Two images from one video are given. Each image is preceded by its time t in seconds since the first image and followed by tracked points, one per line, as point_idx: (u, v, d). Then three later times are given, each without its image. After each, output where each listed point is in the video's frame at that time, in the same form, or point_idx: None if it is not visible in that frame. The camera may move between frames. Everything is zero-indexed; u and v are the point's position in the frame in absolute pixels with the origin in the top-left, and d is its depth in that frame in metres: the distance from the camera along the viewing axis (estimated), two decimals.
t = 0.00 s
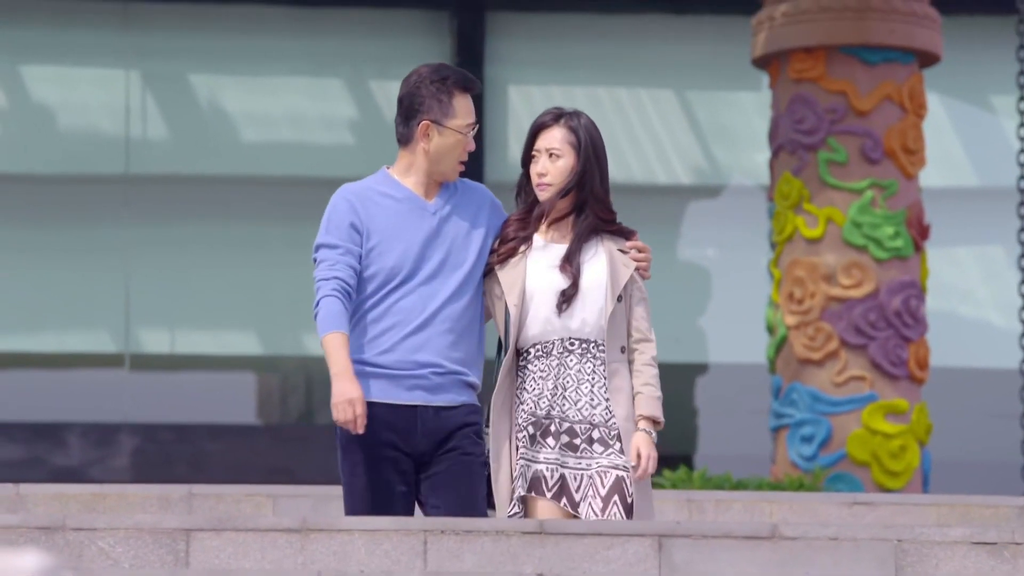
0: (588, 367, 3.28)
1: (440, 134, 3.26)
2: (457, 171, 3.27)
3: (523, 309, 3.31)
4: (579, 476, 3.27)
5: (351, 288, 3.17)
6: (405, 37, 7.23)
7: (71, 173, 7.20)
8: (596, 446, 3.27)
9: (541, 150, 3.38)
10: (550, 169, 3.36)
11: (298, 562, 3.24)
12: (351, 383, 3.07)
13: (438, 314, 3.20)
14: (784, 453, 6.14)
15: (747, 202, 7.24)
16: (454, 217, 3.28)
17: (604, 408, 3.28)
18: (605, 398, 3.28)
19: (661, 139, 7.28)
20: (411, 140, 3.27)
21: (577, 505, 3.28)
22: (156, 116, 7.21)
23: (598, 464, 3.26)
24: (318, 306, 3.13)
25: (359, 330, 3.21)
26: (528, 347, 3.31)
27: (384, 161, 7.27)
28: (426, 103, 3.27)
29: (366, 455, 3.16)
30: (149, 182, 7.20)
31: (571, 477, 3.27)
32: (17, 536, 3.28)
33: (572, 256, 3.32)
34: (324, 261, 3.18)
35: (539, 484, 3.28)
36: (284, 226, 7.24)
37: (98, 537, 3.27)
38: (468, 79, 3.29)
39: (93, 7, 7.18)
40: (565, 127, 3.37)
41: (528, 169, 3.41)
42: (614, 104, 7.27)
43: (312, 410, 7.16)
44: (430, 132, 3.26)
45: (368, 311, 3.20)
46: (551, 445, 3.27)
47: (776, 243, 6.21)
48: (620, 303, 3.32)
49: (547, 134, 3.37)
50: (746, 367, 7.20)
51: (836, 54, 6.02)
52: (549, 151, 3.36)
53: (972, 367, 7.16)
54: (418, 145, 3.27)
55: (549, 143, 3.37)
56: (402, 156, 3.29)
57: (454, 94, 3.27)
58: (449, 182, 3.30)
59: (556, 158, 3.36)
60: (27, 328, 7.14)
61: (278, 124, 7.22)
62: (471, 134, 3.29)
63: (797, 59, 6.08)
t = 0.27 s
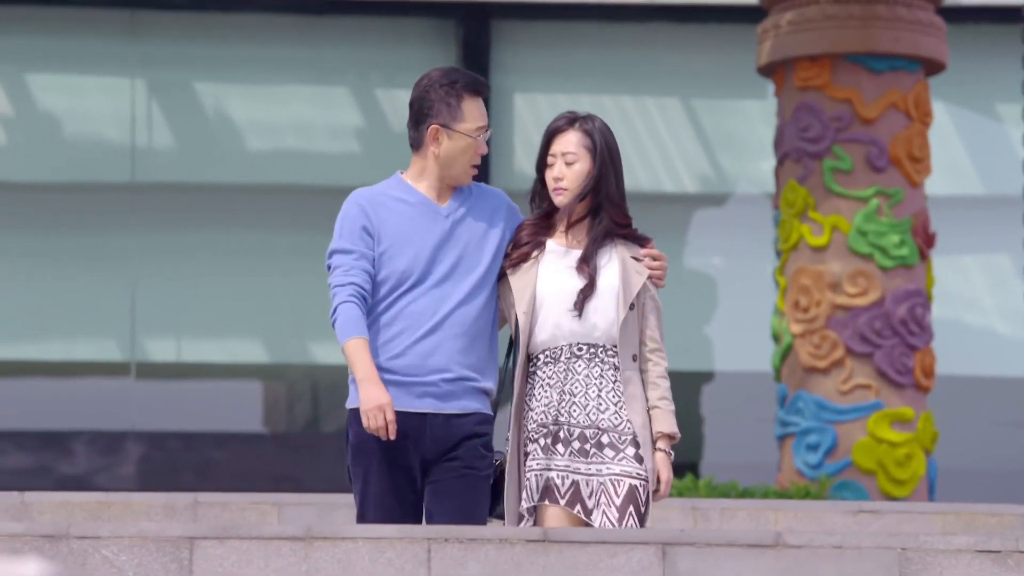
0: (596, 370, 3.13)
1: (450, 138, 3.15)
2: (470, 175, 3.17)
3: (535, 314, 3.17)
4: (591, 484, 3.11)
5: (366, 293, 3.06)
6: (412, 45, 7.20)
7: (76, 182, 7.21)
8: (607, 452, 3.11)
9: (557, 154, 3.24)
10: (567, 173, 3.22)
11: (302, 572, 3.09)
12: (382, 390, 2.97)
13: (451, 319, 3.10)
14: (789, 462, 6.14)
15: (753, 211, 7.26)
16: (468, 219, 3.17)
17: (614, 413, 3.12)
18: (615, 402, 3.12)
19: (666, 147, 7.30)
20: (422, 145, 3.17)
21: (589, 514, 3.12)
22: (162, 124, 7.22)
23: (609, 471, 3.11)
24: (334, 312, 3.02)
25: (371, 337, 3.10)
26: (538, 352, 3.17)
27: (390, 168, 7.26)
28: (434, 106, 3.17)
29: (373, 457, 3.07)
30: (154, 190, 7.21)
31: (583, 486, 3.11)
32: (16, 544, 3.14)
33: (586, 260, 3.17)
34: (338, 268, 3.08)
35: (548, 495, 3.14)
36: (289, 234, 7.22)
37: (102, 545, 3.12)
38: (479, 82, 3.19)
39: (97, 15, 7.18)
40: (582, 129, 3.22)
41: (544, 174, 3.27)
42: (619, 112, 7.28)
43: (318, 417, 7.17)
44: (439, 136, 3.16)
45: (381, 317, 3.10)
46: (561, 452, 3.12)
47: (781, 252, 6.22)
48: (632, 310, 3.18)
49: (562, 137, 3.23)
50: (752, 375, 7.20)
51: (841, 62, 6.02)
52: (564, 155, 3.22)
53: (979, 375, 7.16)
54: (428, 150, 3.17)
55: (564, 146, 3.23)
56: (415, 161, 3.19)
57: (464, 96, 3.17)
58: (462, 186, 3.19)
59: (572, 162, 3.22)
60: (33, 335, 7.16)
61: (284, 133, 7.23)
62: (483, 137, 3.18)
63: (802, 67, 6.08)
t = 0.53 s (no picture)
0: (608, 372, 3.16)
1: (464, 138, 3.25)
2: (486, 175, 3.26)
3: (546, 318, 3.21)
4: (601, 485, 3.13)
5: (376, 290, 3.17)
6: (411, 59, 7.22)
7: (76, 196, 7.21)
8: (618, 453, 3.13)
9: (570, 160, 3.28)
10: (582, 179, 3.27)
11: None
12: (373, 388, 3.04)
13: (464, 317, 3.18)
14: (788, 477, 6.13)
15: (752, 226, 7.26)
16: (483, 220, 3.26)
17: (628, 414, 3.14)
18: (629, 404, 3.15)
19: (666, 164, 7.29)
20: (438, 145, 3.28)
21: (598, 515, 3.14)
22: (161, 139, 7.23)
23: (620, 473, 3.12)
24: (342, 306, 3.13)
25: (386, 334, 3.20)
26: (549, 359, 3.21)
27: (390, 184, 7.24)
28: (452, 107, 3.27)
29: (387, 464, 3.15)
30: (154, 205, 7.20)
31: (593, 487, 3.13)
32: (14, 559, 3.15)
33: (598, 263, 3.22)
34: (350, 264, 3.19)
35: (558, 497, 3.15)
36: (288, 249, 7.22)
37: (99, 560, 3.13)
38: (500, 85, 3.30)
39: (98, 29, 7.19)
40: (596, 135, 3.27)
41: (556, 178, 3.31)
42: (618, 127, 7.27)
43: (317, 432, 7.18)
44: (455, 136, 3.26)
45: (395, 315, 3.19)
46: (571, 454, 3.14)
47: (780, 267, 6.22)
48: (645, 316, 3.21)
49: (576, 142, 3.28)
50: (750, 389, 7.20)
51: (840, 77, 6.03)
52: (579, 160, 3.27)
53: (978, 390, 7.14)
54: (444, 149, 3.27)
55: (579, 151, 3.27)
56: (433, 161, 3.29)
57: (481, 97, 3.27)
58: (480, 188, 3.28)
59: (587, 168, 3.27)
60: (32, 350, 7.14)
61: (283, 147, 7.23)
62: (500, 140, 3.27)
63: (800, 82, 6.09)
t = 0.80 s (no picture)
0: (616, 370, 3.17)
1: (469, 137, 3.25)
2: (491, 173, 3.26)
3: (555, 313, 3.22)
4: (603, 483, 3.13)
5: (381, 294, 3.16)
6: (410, 67, 7.24)
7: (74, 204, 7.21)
8: (620, 452, 3.14)
9: (577, 156, 3.27)
10: (593, 176, 3.26)
11: None
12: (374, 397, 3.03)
13: (473, 318, 3.18)
14: (786, 484, 6.14)
15: (750, 233, 7.26)
16: (489, 221, 3.26)
17: (633, 413, 3.15)
18: (635, 403, 3.16)
19: (665, 174, 7.26)
20: (443, 143, 3.28)
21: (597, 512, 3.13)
22: (159, 146, 7.22)
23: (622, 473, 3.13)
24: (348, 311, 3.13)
25: (395, 337, 3.20)
26: (556, 351, 3.20)
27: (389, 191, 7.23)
28: (456, 104, 3.27)
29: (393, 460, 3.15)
30: (152, 212, 7.21)
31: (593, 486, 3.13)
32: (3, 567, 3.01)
33: (613, 259, 3.23)
34: (355, 268, 3.18)
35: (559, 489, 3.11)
36: (287, 256, 7.21)
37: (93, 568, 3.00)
38: (502, 81, 3.28)
39: (96, 36, 7.17)
40: (602, 131, 3.27)
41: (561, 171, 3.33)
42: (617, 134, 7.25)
43: (315, 439, 7.17)
44: (460, 134, 3.26)
45: (404, 316, 3.19)
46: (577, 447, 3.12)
47: (778, 274, 6.22)
48: (653, 314, 3.25)
49: (583, 139, 3.27)
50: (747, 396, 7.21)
51: (838, 84, 6.03)
52: (587, 155, 3.26)
53: (975, 398, 7.15)
54: (449, 148, 3.27)
55: (587, 148, 3.27)
56: (438, 159, 3.30)
57: (485, 95, 3.26)
58: (484, 185, 3.29)
59: (597, 163, 3.26)
60: (30, 358, 7.13)
61: (281, 154, 7.23)
62: (505, 137, 3.27)
63: (798, 89, 6.09)
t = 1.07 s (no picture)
0: (618, 372, 3.19)
1: (473, 138, 3.23)
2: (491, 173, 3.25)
3: (554, 316, 3.23)
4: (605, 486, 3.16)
5: (383, 296, 3.13)
6: (407, 71, 7.26)
7: (70, 208, 7.20)
8: (623, 456, 3.16)
9: (579, 156, 3.30)
10: (595, 176, 3.28)
11: None
12: (377, 407, 3.03)
13: (475, 319, 3.17)
14: (782, 487, 6.13)
15: (747, 237, 7.26)
16: (488, 221, 3.25)
17: (635, 417, 3.18)
18: (637, 407, 3.18)
19: (660, 176, 7.25)
20: (445, 142, 3.25)
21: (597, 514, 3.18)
22: (156, 150, 7.21)
23: (625, 478, 3.16)
24: (350, 315, 3.10)
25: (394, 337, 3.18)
26: (556, 352, 3.22)
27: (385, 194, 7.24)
28: (458, 104, 3.25)
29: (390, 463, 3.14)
30: (149, 216, 7.19)
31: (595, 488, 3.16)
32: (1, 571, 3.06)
33: (613, 258, 3.25)
34: (355, 269, 3.15)
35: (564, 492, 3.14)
36: (284, 259, 7.21)
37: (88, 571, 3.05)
38: (504, 81, 3.26)
39: (92, 40, 7.19)
40: (604, 130, 3.30)
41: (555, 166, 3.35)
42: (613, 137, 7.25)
43: (313, 443, 7.14)
44: (463, 135, 3.24)
45: (404, 317, 3.17)
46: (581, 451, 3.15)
47: (774, 277, 6.22)
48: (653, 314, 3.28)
49: (585, 138, 3.30)
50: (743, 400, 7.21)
51: (834, 87, 6.02)
52: (590, 157, 3.29)
53: (971, 401, 7.16)
54: (451, 148, 3.25)
55: (589, 148, 3.29)
56: (436, 157, 3.27)
57: (489, 96, 3.24)
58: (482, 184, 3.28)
59: (599, 164, 3.29)
60: (27, 361, 7.13)
61: (277, 157, 7.23)
62: (506, 138, 3.26)
63: (795, 93, 6.08)
